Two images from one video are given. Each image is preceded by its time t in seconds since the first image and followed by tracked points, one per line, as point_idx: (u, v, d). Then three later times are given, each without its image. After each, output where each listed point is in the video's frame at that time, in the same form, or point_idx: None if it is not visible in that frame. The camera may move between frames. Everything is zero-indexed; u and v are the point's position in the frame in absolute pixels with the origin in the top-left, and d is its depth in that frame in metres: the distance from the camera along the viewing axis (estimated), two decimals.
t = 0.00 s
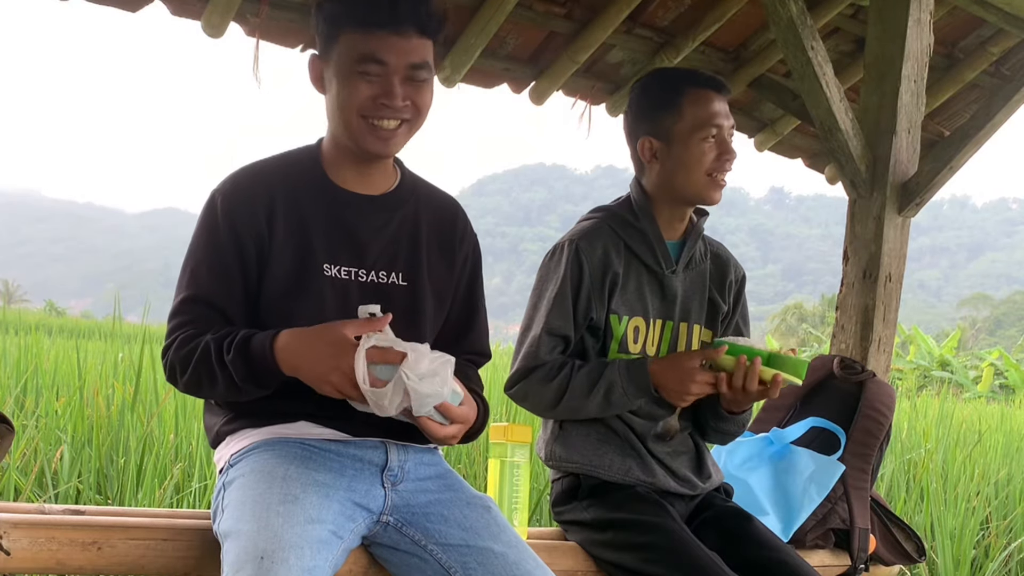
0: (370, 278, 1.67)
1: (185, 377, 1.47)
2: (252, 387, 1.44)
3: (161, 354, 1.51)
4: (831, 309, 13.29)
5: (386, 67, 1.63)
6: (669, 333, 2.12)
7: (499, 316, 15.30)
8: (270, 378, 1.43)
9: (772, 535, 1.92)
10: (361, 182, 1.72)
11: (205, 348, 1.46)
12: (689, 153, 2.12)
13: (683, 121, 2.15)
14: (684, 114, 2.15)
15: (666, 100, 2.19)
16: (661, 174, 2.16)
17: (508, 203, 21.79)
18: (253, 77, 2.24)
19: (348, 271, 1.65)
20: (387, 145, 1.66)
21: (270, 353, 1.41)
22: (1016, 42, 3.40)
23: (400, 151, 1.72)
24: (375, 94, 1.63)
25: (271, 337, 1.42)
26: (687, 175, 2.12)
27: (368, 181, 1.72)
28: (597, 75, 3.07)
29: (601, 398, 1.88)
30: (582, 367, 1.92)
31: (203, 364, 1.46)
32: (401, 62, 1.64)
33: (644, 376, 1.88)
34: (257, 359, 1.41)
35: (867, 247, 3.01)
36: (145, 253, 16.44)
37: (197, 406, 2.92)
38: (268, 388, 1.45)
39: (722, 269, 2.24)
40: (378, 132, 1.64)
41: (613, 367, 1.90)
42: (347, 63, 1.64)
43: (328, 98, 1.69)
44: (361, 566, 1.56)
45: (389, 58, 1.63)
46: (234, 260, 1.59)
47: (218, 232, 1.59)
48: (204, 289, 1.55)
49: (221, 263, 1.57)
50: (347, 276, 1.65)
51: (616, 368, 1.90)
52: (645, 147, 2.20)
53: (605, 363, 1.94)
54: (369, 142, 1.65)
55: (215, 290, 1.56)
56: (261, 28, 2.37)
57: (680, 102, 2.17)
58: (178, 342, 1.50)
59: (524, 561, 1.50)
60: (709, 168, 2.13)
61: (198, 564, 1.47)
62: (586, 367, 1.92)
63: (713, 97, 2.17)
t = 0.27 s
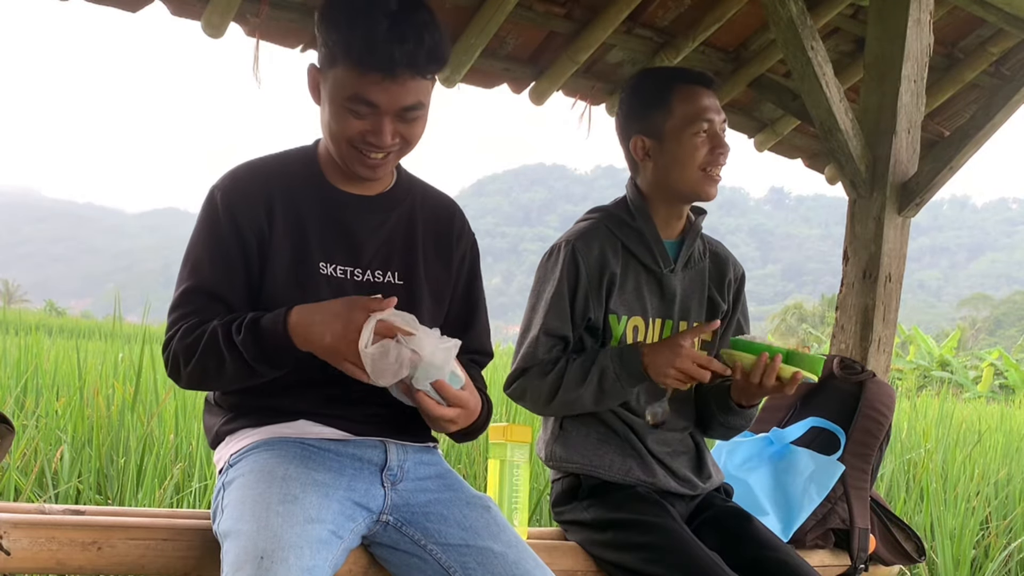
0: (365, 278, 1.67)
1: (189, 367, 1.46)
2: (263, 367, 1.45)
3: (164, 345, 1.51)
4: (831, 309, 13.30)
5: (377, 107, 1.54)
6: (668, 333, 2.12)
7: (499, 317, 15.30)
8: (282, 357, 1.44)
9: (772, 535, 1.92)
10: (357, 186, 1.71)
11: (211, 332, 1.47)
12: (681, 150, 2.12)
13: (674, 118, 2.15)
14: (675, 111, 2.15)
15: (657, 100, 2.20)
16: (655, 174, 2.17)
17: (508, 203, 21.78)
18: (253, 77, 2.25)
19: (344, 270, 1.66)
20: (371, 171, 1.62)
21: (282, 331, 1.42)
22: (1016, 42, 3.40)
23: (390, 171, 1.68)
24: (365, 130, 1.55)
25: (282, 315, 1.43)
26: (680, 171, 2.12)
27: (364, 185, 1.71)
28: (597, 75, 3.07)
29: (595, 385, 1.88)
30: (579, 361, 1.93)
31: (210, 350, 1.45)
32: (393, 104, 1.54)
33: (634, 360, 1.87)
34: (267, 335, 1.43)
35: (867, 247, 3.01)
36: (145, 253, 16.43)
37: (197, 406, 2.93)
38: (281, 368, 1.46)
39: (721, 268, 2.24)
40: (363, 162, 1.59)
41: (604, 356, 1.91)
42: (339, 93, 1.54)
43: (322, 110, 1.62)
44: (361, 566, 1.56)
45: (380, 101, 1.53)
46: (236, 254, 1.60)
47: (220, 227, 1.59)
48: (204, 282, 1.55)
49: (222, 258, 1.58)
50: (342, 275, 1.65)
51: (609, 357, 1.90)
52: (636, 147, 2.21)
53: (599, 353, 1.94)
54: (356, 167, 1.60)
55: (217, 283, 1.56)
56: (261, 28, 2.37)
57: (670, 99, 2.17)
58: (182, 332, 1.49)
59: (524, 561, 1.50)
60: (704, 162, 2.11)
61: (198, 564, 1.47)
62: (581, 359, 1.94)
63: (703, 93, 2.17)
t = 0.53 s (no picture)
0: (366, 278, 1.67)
1: (193, 368, 1.46)
2: (264, 362, 1.45)
3: (167, 348, 1.51)
4: (831, 309, 13.29)
5: (379, 111, 1.54)
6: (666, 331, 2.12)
7: (498, 316, 15.29)
8: (285, 351, 1.45)
9: (772, 535, 1.92)
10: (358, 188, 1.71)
11: (215, 331, 1.47)
12: (673, 150, 2.11)
13: (667, 119, 2.15)
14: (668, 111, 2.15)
15: (650, 100, 2.19)
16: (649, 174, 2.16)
17: (508, 203, 21.78)
18: (254, 77, 2.24)
19: (344, 271, 1.66)
20: (375, 172, 1.63)
21: (281, 325, 1.42)
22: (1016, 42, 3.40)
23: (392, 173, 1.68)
24: (369, 133, 1.55)
25: (283, 310, 1.43)
26: (673, 172, 2.12)
27: (362, 186, 1.71)
28: (597, 75, 3.08)
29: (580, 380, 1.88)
30: (571, 358, 1.94)
31: (214, 347, 1.45)
32: (395, 109, 1.54)
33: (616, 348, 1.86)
34: (268, 331, 1.43)
35: (867, 247, 3.01)
36: (145, 253, 16.41)
37: (197, 407, 2.93)
38: (284, 362, 1.47)
39: (719, 266, 2.24)
40: (366, 164, 1.60)
41: (589, 350, 1.89)
42: (341, 97, 1.54)
43: (325, 113, 1.62)
44: (361, 566, 1.56)
45: (383, 105, 1.53)
46: (240, 250, 1.60)
47: (221, 229, 1.59)
48: (206, 283, 1.55)
49: (222, 259, 1.57)
50: (343, 275, 1.65)
51: (592, 349, 1.90)
52: (631, 147, 2.21)
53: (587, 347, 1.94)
54: (359, 169, 1.61)
55: (219, 284, 1.57)
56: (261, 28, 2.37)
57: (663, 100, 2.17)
58: (185, 333, 1.49)
59: (524, 561, 1.50)
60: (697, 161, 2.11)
61: (197, 564, 1.48)
62: (569, 357, 1.95)
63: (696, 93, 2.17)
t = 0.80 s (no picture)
0: (365, 280, 1.67)
1: (187, 368, 1.47)
2: (256, 364, 1.45)
3: (162, 345, 1.51)
4: (831, 309, 13.30)
5: (384, 119, 1.53)
6: (665, 326, 2.12)
7: (498, 316, 15.29)
8: (277, 356, 1.46)
9: (772, 534, 1.93)
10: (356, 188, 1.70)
11: (209, 333, 1.47)
12: (639, 164, 2.08)
13: (639, 132, 2.09)
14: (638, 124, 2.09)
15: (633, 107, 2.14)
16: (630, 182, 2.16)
17: (508, 203, 21.78)
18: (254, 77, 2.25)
19: (343, 272, 1.66)
20: (374, 178, 1.63)
21: (277, 329, 1.42)
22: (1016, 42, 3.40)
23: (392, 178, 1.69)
24: (372, 140, 1.55)
25: (278, 315, 1.44)
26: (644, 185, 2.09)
27: (361, 187, 1.70)
28: (597, 75, 3.08)
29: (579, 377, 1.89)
30: (568, 352, 1.95)
31: (207, 349, 1.46)
32: (400, 117, 1.53)
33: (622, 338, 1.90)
34: (262, 334, 1.43)
35: (866, 247, 3.01)
36: (145, 253, 16.41)
37: (197, 407, 2.93)
38: (276, 367, 1.47)
39: (719, 261, 2.24)
40: (368, 168, 1.60)
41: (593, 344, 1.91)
42: (345, 104, 1.53)
43: (327, 117, 1.61)
44: (361, 566, 1.56)
45: (388, 112, 1.52)
46: (234, 250, 1.60)
47: (218, 228, 1.59)
48: (202, 283, 1.56)
49: (218, 259, 1.57)
50: (342, 277, 1.66)
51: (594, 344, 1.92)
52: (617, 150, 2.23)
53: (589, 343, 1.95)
54: (361, 174, 1.62)
55: (216, 285, 1.57)
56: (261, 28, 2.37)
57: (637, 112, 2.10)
58: (180, 333, 1.50)
59: (524, 561, 1.50)
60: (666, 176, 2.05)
61: (197, 564, 1.47)
62: (569, 353, 1.95)
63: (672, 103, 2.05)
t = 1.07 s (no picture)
0: (366, 280, 1.67)
1: (182, 372, 1.48)
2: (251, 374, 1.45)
3: (161, 346, 1.52)
4: (831, 308, 13.30)
5: (383, 122, 1.53)
6: (671, 330, 2.11)
7: (498, 316, 15.28)
8: (270, 367, 1.46)
9: (772, 533, 1.93)
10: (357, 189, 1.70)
11: (204, 340, 1.48)
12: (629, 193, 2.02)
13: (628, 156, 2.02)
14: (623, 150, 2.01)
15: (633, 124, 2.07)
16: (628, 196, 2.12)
17: (508, 203, 21.78)
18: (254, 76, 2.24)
19: (343, 273, 1.66)
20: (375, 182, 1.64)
21: (268, 342, 1.43)
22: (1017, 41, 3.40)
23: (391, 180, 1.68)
24: (371, 144, 1.55)
25: (271, 327, 1.44)
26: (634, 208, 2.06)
27: (362, 190, 1.69)
28: (597, 74, 3.08)
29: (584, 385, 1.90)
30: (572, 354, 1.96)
31: (201, 356, 1.47)
32: (400, 121, 1.53)
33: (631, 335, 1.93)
34: (256, 346, 1.43)
35: (867, 247, 3.01)
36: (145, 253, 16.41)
37: (197, 406, 2.93)
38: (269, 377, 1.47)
39: (732, 265, 2.20)
40: (369, 171, 1.60)
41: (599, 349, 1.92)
42: (345, 107, 1.53)
43: (328, 118, 1.61)
44: (361, 565, 1.56)
45: (388, 116, 1.52)
46: (229, 256, 1.60)
47: (215, 231, 1.59)
48: (201, 285, 1.56)
49: (217, 264, 1.58)
50: (342, 278, 1.66)
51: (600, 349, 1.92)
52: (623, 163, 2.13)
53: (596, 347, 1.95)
54: (361, 176, 1.61)
55: (213, 288, 1.58)
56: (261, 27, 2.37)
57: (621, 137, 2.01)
58: (178, 336, 1.51)
59: (524, 561, 1.49)
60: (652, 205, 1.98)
61: (197, 564, 1.47)
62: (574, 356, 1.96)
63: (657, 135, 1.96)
